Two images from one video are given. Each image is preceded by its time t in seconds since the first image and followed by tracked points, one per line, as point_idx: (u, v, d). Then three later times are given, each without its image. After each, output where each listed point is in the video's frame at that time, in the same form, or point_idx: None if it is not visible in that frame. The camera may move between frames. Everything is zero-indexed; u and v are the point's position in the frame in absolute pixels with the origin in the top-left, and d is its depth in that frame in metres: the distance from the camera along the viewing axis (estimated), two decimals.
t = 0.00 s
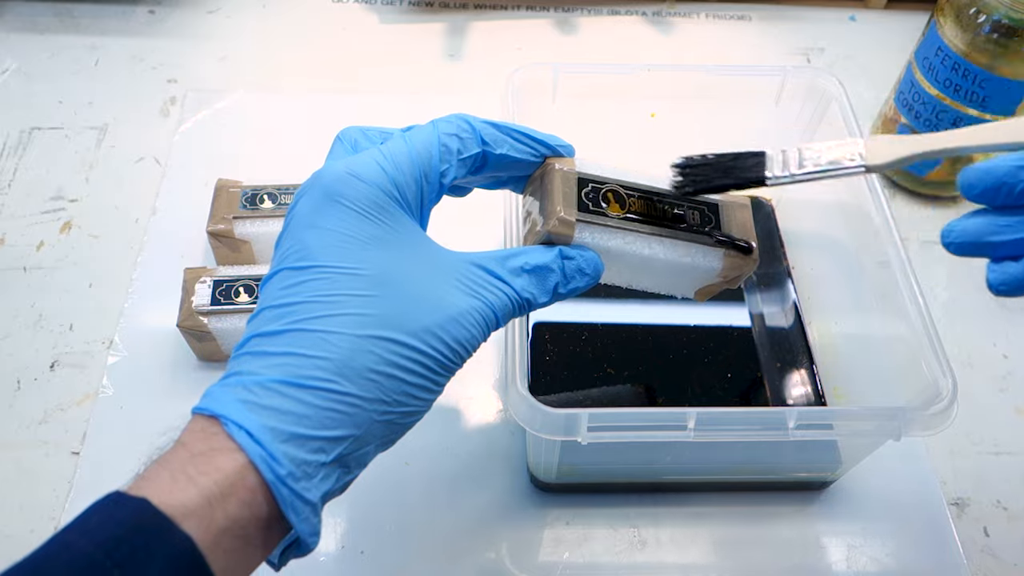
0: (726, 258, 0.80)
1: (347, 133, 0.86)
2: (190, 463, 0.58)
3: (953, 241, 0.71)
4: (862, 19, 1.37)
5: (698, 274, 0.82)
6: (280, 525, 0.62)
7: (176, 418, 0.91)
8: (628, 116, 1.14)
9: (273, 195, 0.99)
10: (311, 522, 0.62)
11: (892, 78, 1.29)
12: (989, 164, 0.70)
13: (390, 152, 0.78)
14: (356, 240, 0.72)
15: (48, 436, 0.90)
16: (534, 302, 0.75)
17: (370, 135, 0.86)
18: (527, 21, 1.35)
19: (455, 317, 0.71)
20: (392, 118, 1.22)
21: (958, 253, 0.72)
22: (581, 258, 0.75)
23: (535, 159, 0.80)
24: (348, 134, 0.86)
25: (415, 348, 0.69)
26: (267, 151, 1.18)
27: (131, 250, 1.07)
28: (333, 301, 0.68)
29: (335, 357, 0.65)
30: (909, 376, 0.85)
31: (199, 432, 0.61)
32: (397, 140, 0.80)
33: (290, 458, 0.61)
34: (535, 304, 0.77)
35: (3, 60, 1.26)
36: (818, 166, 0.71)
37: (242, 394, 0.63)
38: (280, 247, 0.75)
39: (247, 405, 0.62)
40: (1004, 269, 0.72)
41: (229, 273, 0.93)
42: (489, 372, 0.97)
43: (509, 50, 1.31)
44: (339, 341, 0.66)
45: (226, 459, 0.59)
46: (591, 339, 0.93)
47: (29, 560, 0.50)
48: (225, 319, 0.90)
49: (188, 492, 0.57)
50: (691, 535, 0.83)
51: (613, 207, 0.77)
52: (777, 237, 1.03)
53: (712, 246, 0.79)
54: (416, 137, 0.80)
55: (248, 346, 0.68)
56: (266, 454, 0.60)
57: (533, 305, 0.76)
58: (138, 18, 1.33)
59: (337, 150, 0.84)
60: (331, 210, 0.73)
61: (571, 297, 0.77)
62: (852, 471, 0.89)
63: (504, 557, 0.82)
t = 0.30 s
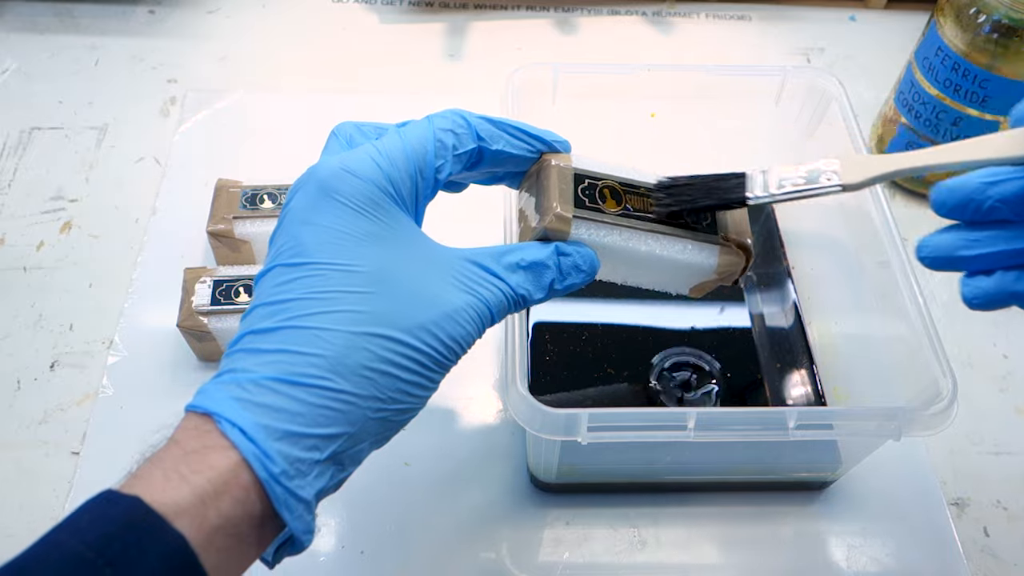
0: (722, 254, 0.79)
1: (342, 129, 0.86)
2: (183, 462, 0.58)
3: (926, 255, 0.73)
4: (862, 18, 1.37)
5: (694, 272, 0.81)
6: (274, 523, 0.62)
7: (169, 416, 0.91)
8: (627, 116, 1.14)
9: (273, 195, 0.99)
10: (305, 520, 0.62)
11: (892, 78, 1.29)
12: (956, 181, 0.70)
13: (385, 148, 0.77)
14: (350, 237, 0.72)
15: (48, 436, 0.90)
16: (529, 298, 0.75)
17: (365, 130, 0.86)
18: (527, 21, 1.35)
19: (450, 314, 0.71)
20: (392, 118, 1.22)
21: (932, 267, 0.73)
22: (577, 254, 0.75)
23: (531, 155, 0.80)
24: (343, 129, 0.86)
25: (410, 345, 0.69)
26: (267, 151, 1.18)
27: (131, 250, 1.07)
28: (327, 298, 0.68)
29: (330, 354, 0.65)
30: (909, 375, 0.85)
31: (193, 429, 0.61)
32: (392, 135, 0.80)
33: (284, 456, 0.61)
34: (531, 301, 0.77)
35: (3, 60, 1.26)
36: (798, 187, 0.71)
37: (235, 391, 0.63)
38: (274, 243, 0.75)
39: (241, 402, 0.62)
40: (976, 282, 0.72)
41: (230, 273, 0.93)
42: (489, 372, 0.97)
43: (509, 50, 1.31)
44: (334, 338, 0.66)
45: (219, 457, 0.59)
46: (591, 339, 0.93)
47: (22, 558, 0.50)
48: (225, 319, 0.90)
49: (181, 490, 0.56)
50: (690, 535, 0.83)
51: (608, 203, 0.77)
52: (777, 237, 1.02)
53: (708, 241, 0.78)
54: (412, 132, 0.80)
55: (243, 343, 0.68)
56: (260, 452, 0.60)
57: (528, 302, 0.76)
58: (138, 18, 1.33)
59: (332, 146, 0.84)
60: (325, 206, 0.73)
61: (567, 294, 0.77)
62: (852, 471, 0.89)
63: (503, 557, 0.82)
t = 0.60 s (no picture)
0: (718, 249, 0.79)
1: (335, 129, 0.86)
2: (179, 462, 0.58)
3: (917, 235, 0.73)
4: (862, 19, 1.37)
5: (692, 267, 0.81)
6: (272, 523, 0.62)
7: (168, 417, 0.91)
8: (627, 115, 1.14)
9: (273, 195, 0.99)
10: (303, 520, 0.63)
11: (892, 78, 1.29)
12: (948, 161, 0.71)
13: (379, 148, 0.77)
14: (344, 236, 0.72)
15: (48, 436, 0.90)
16: (525, 296, 0.76)
17: (358, 129, 0.86)
18: (527, 22, 1.35)
19: (446, 312, 0.71)
20: (392, 118, 1.22)
21: (920, 248, 0.74)
22: (572, 251, 0.75)
23: (525, 154, 0.80)
24: (336, 130, 0.86)
25: (406, 345, 0.69)
26: (267, 151, 1.18)
27: (131, 250, 1.07)
28: (322, 298, 0.68)
29: (325, 354, 0.65)
30: (909, 375, 0.85)
31: (189, 430, 0.61)
32: (386, 135, 0.79)
33: (281, 456, 0.61)
34: (527, 299, 0.77)
35: (3, 60, 1.26)
36: (783, 167, 0.72)
37: (231, 392, 0.63)
38: (268, 243, 0.75)
39: (237, 403, 0.62)
40: (967, 264, 0.74)
41: (229, 273, 0.93)
42: (489, 372, 0.97)
43: (509, 50, 1.31)
44: (329, 337, 0.66)
45: (215, 458, 0.59)
46: (591, 338, 0.93)
47: (19, 559, 0.50)
48: (225, 319, 0.90)
49: (178, 491, 0.56)
50: (691, 535, 0.83)
51: (603, 200, 0.76)
52: (777, 237, 1.03)
53: (703, 236, 0.78)
54: (405, 131, 0.80)
55: (238, 344, 0.68)
56: (256, 452, 0.60)
57: (524, 300, 0.76)
58: (138, 18, 1.33)
59: (325, 146, 0.84)
60: (320, 206, 0.73)
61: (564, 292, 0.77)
62: (852, 471, 0.89)
63: (503, 557, 0.82)
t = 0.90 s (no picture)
0: (720, 249, 0.79)
1: (336, 129, 0.86)
2: (179, 464, 0.58)
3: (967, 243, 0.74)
4: (862, 19, 1.37)
5: (694, 267, 0.81)
6: (273, 525, 0.62)
7: (170, 420, 0.91)
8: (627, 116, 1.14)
9: (273, 195, 0.99)
10: (303, 522, 0.63)
11: (892, 78, 1.29)
12: (1007, 168, 0.72)
13: (379, 148, 0.77)
14: (345, 237, 0.72)
15: (48, 436, 0.90)
16: (526, 297, 0.76)
17: (359, 129, 0.86)
18: (527, 21, 1.35)
19: (447, 313, 0.71)
20: (392, 118, 1.22)
21: (972, 255, 0.75)
22: (573, 251, 0.75)
23: (526, 153, 0.80)
24: (337, 130, 0.86)
25: (406, 346, 0.69)
26: (267, 151, 1.18)
27: (131, 250, 1.07)
28: (322, 299, 0.68)
29: (325, 355, 0.65)
30: (908, 376, 0.85)
31: (189, 432, 0.61)
32: (387, 135, 0.79)
33: (281, 458, 0.61)
34: (528, 299, 0.77)
35: (3, 60, 1.26)
36: (837, 169, 0.76)
37: (231, 394, 0.63)
38: (269, 244, 0.75)
39: (237, 405, 0.62)
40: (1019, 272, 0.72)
41: (230, 273, 0.93)
42: (489, 372, 0.97)
43: (509, 50, 1.31)
44: (329, 339, 0.66)
45: (215, 460, 0.59)
46: (591, 339, 0.93)
47: (20, 561, 0.50)
48: (225, 319, 0.90)
49: (177, 493, 0.56)
50: (691, 535, 0.83)
51: (605, 200, 0.77)
52: (778, 237, 1.03)
53: (705, 236, 0.79)
54: (406, 131, 0.80)
55: (238, 345, 0.68)
56: (256, 454, 0.60)
57: (525, 300, 0.76)
58: (138, 18, 1.33)
59: (326, 146, 0.84)
60: (320, 207, 0.73)
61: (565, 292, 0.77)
62: (852, 471, 0.89)
63: (503, 557, 0.82)
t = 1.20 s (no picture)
0: (722, 246, 0.79)
1: (336, 128, 0.86)
2: (178, 464, 0.58)
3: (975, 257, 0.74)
4: (862, 18, 1.37)
5: (695, 265, 0.81)
6: (273, 524, 0.62)
7: (169, 420, 0.91)
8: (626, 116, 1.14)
9: (273, 195, 0.99)
10: (304, 521, 0.63)
11: (891, 78, 1.29)
12: (1015, 185, 0.73)
13: (379, 146, 0.77)
14: (344, 236, 0.72)
15: (48, 436, 0.90)
16: (526, 295, 0.76)
17: (359, 129, 0.86)
18: (526, 22, 1.35)
19: (446, 312, 0.71)
20: (392, 118, 1.22)
21: (980, 269, 0.75)
22: (573, 249, 0.75)
23: (526, 151, 0.80)
24: (337, 129, 0.86)
25: (407, 344, 0.69)
26: (267, 151, 1.18)
27: (131, 250, 1.07)
28: (322, 298, 0.68)
29: (325, 354, 0.65)
30: (909, 376, 0.85)
31: (189, 431, 0.61)
32: (386, 133, 0.79)
33: (281, 457, 0.61)
34: (528, 298, 0.77)
35: (3, 60, 1.26)
36: (845, 183, 0.74)
37: (231, 393, 0.63)
38: (268, 243, 0.75)
39: (237, 404, 0.62)
40: None
41: (230, 273, 0.93)
42: (489, 372, 0.97)
43: (509, 50, 1.31)
44: (329, 337, 0.66)
45: (215, 459, 0.59)
46: (591, 338, 0.93)
47: (20, 561, 0.50)
48: (225, 319, 0.90)
49: (177, 493, 0.56)
50: (691, 535, 0.83)
51: (605, 197, 0.77)
52: (777, 237, 1.02)
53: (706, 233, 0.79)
54: (405, 130, 0.80)
55: (238, 344, 0.68)
56: (256, 453, 0.60)
57: (525, 298, 0.76)
58: (138, 18, 1.33)
59: (326, 145, 0.84)
60: (320, 206, 0.73)
61: (565, 290, 0.77)
62: (851, 471, 0.89)
63: (503, 557, 0.82)
